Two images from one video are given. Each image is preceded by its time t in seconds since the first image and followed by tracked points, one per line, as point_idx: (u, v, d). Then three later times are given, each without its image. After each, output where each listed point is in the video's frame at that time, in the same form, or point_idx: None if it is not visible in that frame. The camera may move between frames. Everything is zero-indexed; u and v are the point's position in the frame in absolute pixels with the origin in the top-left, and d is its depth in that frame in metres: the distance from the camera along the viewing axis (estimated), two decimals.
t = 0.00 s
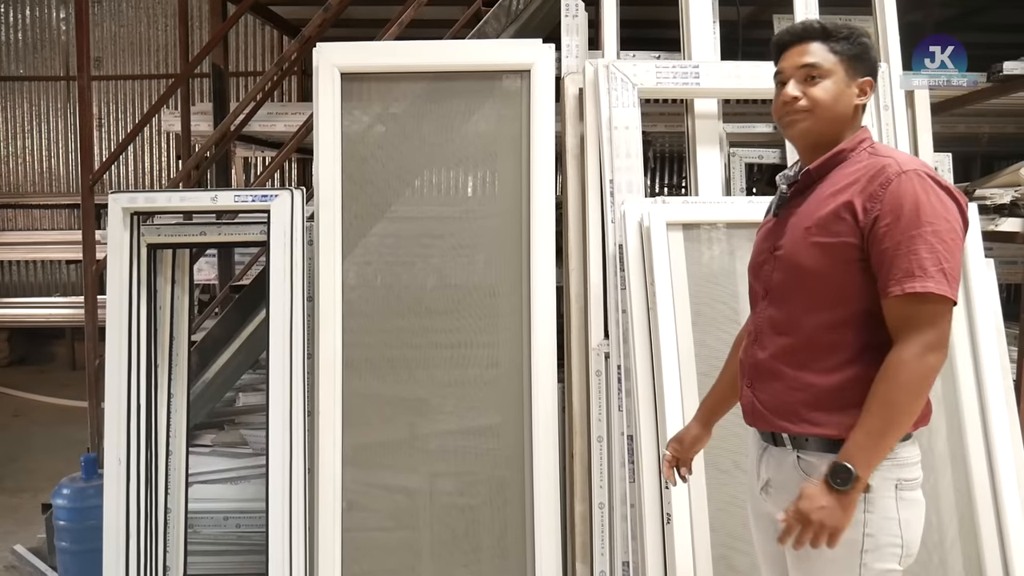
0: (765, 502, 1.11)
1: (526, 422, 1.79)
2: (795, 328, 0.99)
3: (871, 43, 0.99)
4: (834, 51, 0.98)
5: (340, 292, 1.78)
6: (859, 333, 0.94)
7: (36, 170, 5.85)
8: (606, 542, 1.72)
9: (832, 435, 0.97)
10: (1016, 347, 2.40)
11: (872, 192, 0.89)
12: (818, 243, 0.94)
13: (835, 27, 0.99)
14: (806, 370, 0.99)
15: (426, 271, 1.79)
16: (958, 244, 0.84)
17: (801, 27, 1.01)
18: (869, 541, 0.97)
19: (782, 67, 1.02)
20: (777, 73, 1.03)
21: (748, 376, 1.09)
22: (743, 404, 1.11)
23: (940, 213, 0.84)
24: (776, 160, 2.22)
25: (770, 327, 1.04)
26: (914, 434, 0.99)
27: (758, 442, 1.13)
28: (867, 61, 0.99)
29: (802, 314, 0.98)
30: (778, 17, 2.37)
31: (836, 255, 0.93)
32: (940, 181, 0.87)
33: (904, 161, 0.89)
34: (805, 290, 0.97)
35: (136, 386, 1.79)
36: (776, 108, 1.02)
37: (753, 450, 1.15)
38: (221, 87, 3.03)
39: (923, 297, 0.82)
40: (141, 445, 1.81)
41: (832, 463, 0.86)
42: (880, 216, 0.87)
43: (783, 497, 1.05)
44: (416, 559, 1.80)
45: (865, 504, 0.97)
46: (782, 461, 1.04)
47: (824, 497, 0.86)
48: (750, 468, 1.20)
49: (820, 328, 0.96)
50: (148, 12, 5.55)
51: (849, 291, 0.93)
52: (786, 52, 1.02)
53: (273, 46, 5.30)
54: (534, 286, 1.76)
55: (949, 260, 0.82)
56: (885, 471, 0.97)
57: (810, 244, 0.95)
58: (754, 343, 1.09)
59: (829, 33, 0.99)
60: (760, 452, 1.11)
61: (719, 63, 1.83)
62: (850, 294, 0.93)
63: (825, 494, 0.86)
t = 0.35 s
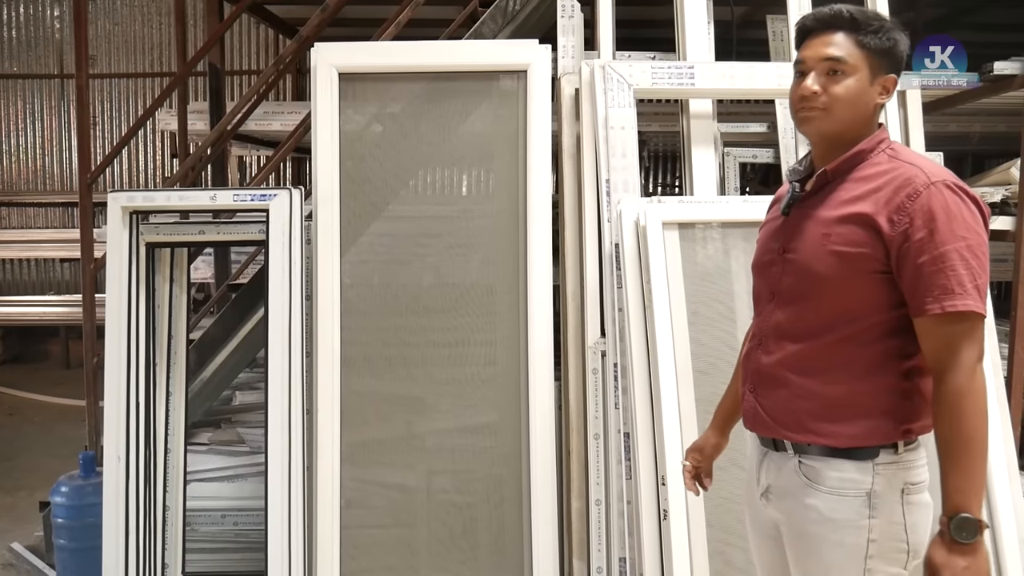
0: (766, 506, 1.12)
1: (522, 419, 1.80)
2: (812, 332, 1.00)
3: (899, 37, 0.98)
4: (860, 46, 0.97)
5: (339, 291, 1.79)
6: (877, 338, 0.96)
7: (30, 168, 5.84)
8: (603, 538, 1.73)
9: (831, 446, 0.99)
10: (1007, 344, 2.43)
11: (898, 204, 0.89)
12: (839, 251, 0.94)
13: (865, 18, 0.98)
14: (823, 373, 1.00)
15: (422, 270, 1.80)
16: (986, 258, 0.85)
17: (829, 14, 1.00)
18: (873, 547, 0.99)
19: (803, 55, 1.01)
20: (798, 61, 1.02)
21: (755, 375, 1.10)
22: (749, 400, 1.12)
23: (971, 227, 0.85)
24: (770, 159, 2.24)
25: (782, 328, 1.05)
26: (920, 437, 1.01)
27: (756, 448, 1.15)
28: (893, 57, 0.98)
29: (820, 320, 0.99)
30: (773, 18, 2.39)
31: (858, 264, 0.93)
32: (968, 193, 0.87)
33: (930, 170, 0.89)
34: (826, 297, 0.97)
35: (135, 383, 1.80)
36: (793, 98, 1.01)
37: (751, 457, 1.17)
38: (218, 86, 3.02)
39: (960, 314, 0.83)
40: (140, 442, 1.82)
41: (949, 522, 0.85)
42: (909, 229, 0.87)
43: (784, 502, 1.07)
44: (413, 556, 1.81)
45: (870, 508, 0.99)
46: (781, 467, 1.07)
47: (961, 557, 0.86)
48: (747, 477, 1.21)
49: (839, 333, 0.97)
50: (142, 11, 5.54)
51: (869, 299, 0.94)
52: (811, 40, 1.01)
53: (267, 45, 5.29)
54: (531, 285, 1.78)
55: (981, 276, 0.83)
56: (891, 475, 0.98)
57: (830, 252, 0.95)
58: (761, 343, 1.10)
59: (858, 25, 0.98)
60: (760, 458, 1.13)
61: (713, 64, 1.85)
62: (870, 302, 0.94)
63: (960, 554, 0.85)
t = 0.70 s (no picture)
0: (782, 507, 1.16)
1: (528, 419, 1.83)
2: (822, 339, 1.03)
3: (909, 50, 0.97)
4: (857, 62, 0.98)
5: (348, 292, 1.82)
6: (886, 344, 0.99)
7: (32, 168, 5.86)
8: (608, 536, 1.76)
9: (848, 449, 1.03)
10: (1004, 347, 2.47)
11: (907, 214, 0.92)
12: (847, 260, 0.97)
13: (868, 31, 0.97)
14: (835, 378, 1.03)
15: (430, 271, 1.83)
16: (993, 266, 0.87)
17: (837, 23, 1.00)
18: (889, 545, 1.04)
19: (808, 65, 1.03)
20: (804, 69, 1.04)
21: (769, 378, 1.14)
22: (763, 403, 1.15)
23: (978, 238, 0.87)
24: (772, 164, 2.27)
25: (794, 334, 1.07)
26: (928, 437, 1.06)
27: (771, 451, 1.19)
28: (897, 72, 0.97)
29: (830, 327, 1.01)
30: (774, 24, 2.42)
31: (866, 273, 0.95)
32: (975, 203, 0.89)
33: (937, 181, 0.92)
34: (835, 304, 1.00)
35: (147, 382, 1.82)
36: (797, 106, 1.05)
37: (765, 459, 1.21)
38: (224, 88, 3.05)
39: (966, 323, 0.85)
40: (152, 439, 1.84)
41: (918, 514, 0.88)
42: (916, 239, 0.90)
43: (801, 503, 1.10)
44: (420, 553, 1.84)
45: (886, 508, 1.03)
46: (799, 469, 1.10)
47: (918, 550, 0.89)
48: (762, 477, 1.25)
49: (849, 340, 1.00)
50: (145, 12, 5.56)
51: (878, 306, 0.96)
52: (818, 48, 1.02)
53: (270, 47, 5.32)
54: (537, 286, 1.80)
55: (986, 285, 0.85)
56: (903, 476, 1.04)
57: (839, 261, 0.98)
58: (774, 347, 1.13)
59: (860, 37, 0.98)
60: (775, 460, 1.16)
61: (717, 70, 1.88)
62: (879, 310, 0.96)
63: (918, 546, 0.89)
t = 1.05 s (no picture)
0: (779, 489, 1.20)
1: (535, 414, 1.87)
2: (807, 335, 1.07)
3: (838, 45, 1.04)
4: (792, 70, 1.08)
5: (359, 289, 1.85)
6: (866, 340, 1.02)
7: (39, 167, 5.89)
8: (613, 527, 1.80)
9: (837, 435, 1.07)
10: (1002, 346, 2.51)
11: (877, 215, 0.95)
12: (826, 261, 1.01)
13: (796, 46, 1.09)
14: (820, 372, 1.07)
15: (439, 269, 1.87)
16: (959, 263, 0.90)
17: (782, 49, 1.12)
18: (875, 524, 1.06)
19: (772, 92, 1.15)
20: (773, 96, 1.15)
21: (767, 373, 1.18)
22: (761, 395, 1.20)
23: (942, 237, 0.90)
24: (774, 165, 2.31)
25: (784, 331, 1.12)
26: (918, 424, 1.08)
27: (769, 436, 1.23)
28: (830, 66, 1.04)
29: (813, 324, 1.06)
30: (778, 28, 2.46)
31: (843, 273, 0.99)
32: (942, 203, 0.92)
33: (907, 182, 0.95)
34: (818, 302, 1.04)
35: (163, 376, 1.86)
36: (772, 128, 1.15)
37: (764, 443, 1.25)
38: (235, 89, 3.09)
39: (930, 318, 0.89)
40: (167, 433, 1.88)
41: (873, 492, 0.93)
42: (885, 239, 0.93)
43: (795, 484, 1.14)
44: (428, 545, 1.87)
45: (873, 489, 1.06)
46: (792, 453, 1.14)
47: (871, 524, 0.94)
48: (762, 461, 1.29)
49: (831, 336, 1.04)
50: (153, 13, 5.60)
51: (856, 304, 1.00)
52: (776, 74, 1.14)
53: (276, 48, 5.36)
54: (544, 284, 1.84)
55: (951, 282, 0.88)
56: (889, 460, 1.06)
57: (819, 262, 1.02)
58: (770, 343, 1.17)
59: (792, 54, 1.09)
60: (772, 444, 1.20)
61: (722, 73, 1.92)
62: (857, 307, 1.00)
63: (871, 521, 0.94)
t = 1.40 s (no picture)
0: (759, 473, 1.24)
1: (534, 409, 1.91)
2: (782, 328, 1.12)
3: (841, 65, 1.09)
4: (803, 78, 1.09)
5: (361, 287, 1.89)
6: (837, 329, 1.07)
7: (38, 168, 5.91)
8: (610, 519, 1.84)
9: (814, 419, 1.11)
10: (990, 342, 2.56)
11: (843, 211, 1.01)
12: (797, 256, 1.06)
13: (806, 52, 1.09)
14: (794, 363, 1.12)
15: (438, 268, 1.91)
16: (920, 253, 0.96)
17: (780, 46, 1.11)
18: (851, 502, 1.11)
19: (759, 86, 1.14)
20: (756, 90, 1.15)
21: (745, 366, 1.23)
22: (741, 389, 1.25)
23: (903, 228, 0.96)
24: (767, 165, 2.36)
25: (760, 325, 1.17)
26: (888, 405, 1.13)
27: (749, 420, 1.27)
28: (835, 85, 1.09)
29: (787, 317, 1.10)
30: (771, 30, 2.51)
31: (813, 267, 1.05)
32: (902, 197, 0.98)
33: (868, 179, 1.01)
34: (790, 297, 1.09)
35: (169, 373, 1.89)
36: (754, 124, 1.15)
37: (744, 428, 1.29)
38: (236, 90, 3.12)
39: (896, 303, 0.94)
40: (174, 429, 1.92)
41: (859, 468, 0.99)
42: (852, 233, 0.99)
43: (774, 467, 1.19)
44: (428, 538, 1.91)
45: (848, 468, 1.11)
46: (773, 436, 1.18)
47: (860, 498, 1.00)
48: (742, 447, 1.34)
49: (804, 328, 1.09)
50: (151, 14, 5.63)
51: (826, 296, 1.05)
52: (766, 69, 1.13)
53: (275, 49, 5.39)
54: (542, 281, 1.88)
55: (913, 269, 0.94)
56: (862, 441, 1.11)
57: (790, 257, 1.07)
58: (747, 337, 1.22)
59: (803, 57, 1.10)
60: (753, 429, 1.24)
61: (716, 75, 1.96)
62: (828, 299, 1.05)
63: (860, 496, 1.00)
